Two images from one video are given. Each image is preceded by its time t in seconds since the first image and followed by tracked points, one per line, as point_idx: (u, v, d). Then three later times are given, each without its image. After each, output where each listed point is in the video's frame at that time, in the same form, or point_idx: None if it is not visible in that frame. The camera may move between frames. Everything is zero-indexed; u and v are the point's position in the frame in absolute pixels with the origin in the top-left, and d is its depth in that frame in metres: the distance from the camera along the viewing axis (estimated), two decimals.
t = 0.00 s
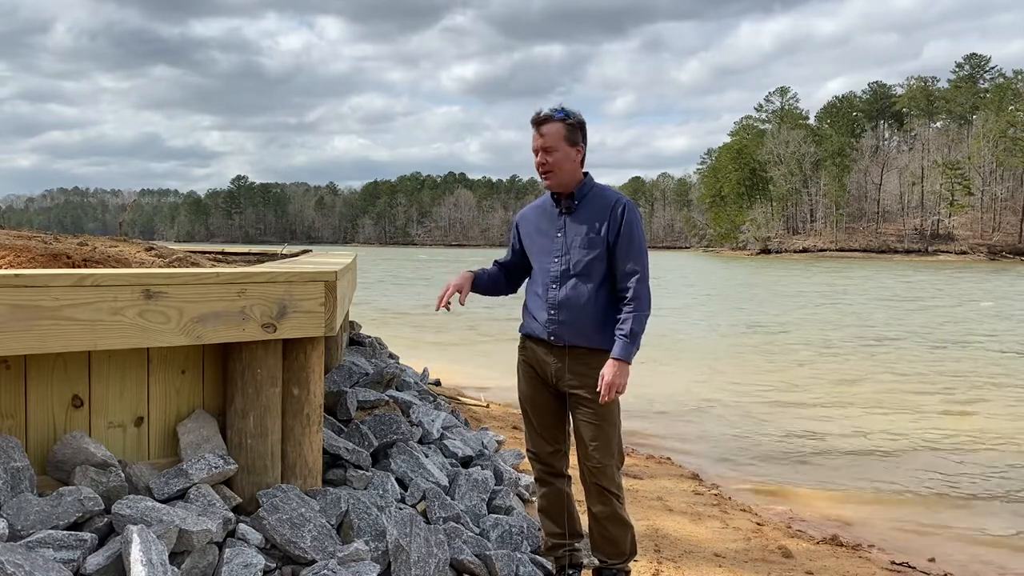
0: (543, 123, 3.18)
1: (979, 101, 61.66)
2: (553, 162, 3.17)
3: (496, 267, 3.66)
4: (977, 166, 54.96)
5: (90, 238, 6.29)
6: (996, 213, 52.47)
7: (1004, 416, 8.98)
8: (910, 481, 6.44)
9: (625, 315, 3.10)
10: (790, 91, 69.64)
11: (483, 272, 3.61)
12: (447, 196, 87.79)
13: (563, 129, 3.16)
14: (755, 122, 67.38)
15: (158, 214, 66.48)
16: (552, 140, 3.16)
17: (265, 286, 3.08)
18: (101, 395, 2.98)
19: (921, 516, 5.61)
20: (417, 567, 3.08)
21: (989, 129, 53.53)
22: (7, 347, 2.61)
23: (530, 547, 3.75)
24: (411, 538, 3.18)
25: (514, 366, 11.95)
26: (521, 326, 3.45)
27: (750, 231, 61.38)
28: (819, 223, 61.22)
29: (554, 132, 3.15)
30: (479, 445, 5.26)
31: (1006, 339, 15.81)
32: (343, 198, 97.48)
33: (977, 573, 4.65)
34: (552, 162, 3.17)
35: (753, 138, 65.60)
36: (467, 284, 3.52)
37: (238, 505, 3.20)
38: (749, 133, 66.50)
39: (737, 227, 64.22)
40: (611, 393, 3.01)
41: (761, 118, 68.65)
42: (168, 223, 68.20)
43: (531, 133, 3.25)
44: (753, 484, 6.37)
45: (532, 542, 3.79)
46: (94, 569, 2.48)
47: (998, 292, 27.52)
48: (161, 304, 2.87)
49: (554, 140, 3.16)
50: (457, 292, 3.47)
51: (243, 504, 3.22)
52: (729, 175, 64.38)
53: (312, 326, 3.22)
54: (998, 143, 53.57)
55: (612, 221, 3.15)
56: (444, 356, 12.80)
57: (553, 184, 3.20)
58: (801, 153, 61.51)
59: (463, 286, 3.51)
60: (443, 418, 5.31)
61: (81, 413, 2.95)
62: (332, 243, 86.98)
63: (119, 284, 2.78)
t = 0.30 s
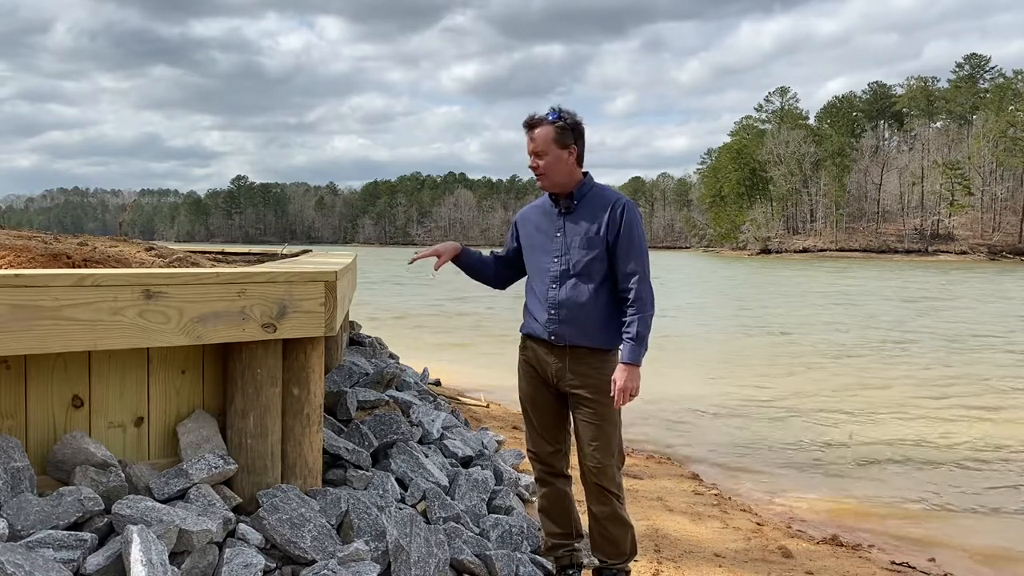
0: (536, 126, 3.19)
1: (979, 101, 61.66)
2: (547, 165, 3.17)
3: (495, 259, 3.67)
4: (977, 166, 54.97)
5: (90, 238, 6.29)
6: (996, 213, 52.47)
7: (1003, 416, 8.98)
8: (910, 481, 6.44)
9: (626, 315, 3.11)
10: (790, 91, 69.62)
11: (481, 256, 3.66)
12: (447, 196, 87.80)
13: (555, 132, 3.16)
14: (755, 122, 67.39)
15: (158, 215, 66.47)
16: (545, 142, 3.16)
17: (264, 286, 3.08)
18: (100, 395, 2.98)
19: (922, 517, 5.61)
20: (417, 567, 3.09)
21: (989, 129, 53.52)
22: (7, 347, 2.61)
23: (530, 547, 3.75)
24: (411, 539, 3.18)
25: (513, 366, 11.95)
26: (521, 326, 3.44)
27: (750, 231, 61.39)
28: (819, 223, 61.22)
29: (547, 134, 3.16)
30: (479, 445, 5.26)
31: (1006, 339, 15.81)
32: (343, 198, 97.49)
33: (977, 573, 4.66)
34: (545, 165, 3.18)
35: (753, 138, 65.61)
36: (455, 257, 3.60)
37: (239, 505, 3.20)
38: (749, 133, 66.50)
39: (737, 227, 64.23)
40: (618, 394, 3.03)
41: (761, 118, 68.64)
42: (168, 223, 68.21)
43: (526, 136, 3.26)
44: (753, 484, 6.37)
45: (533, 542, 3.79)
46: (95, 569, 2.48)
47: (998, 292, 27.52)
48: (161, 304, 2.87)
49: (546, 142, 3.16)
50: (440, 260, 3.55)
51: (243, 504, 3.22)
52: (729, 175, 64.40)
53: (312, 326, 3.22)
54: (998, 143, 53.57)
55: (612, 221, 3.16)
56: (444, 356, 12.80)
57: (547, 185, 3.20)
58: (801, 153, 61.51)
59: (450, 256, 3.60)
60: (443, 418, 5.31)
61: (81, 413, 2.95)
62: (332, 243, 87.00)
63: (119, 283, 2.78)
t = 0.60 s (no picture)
0: (550, 121, 3.18)
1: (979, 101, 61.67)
2: (562, 160, 3.18)
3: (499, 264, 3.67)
4: (977, 166, 54.98)
5: (90, 238, 6.29)
6: (996, 213, 52.48)
7: (1002, 417, 8.98)
8: (910, 481, 6.44)
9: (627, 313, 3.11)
10: (790, 91, 69.63)
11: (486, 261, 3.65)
12: (447, 196, 87.82)
13: (570, 128, 3.18)
14: (755, 122, 67.40)
15: (158, 214, 66.48)
16: (560, 138, 3.17)
17: (264, 286, 3.08)
18: (100, 395, 2.98)
19: (921, 516, 5.62)
20: (416, 567, 3.09)
21: (989, 129, 53.54)
22: (7, 347, 2.61)
23: (530, 547, 3.76)
24: (411, 539, 3.18)
25: (514, 366, 11.95)
26: (521, 327, 3.44)
27: (750, 231, 61.39)
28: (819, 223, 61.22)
29: (562, 130, 3.16)
30: (479, 445, 5.26)
31: (1006, 339, 15.81)
32: (343, 198, 97.50)
33: (977, 573, 4.66)
34: (560, 160, 3.18)
35: (753, 138, 65.62)
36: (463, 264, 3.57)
37: (239, 505, 3.20)
38: (749, 133, 66.48)
39: (737, 227, 64.23)
40: (618, 391, 3.02)
41: (761, 118, 68.64)
42: (168, 223, 68.23)
43: (535, 132, 3.24)
44: (753, 484, 6.37)
45: (532, 543, 3.79)
46: (94, 570, 2.48)
47: (997, 292, 27.54)
48: (161, 304, 2.87)
49: (562, 138, 3.16)
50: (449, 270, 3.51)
51: (243, 504, 3.22)
52: (729, 175, 64.39)
53: (312, 326, 3.22)
54: (998, 143, 53.56)
55: (613, 219, 3.16)
56: (443, 356, 12.81)
57: (558, 182, 3.20)
58: (801, 153, 61.51)
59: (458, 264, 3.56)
60: (443, 418, 5.31)
61: (81, 413, 2.95)
62: (332, 243, 87.00)
63: (119, 284, 2.78)
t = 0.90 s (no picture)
0: (554, 121, 3.17)
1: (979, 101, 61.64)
2: (566, 160, 3.18)
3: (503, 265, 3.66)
4: (977, 166, 54.96)
5: (91, 238, 6.29)
6: (996, 213, 52.48)
7: (1003, 416, 8.97)
8: (910, 481, 6.44)
9: (628, 313, 3.11)
10: (790, 91, 69.59)
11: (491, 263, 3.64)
12: (447, 196, 87.83)
13: (574, 127, 3.18)
14: (755, 122, 67.38)
15: (158, 214, 66.49)
16: (565, 138, 3.17)
17: (264, 286, 3.08)
18: (100, 395, 2.98)
19: (921, 516, 5.62)
20: (417, 568, 3.09)
21: (989, 129, 53.53)
22: (6, 346, 2.61)
23: (530, 547, 3.76)
24: (411, 539, 3.18)
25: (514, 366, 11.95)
26: (522, 327, 3.44)
27: (750, 231, 61.40)
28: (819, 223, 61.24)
29: (568, 130, 3.16)
30: (479, 445, 5.26)
31: (1006, 339, 15.79)
32: (343, 198, 97.50)
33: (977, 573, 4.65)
34: (565, 160, 3.18)
35: (753, 138, 65.62)
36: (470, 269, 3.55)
37: (239, 505, 3.20)
38: (749, 133, 66.49)
39: (737, 227, 64.26)
40: (618, 390, 3.02)
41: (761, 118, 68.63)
42: (168, 224, 68.25)
43: (538, 131, 3.23)
44: (753, 484, 6.37)
45: (533, 542, 3.79)
46: (94, 570, 2.48)
47: (998, 292, 27.53)
48: (161, 304, 2.87)
49: (567, 138, 3.16)
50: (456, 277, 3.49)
51: (243, 504, 3.22)
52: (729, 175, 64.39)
53: (312, 326, 3.22)
54: (998, 143, 53.55)
55: (615, 219, 3.16)
56: (443, 356, 12.82)
57: (561, 182, 3.20)
58: (801, 153, 61.50)
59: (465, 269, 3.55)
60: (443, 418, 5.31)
61: (81, 413, 2.94)
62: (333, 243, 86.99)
63: (119, 284, 2.78)
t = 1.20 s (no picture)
0: (554, 122, 3.16)
1: (979, 101, 61.64)
2: (566, 161, 3.18)
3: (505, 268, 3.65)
4: (977, 166, 54.98)
5: (91, 238, 6.29)
6: (996, 214, 52.48)
7: (1002, 416, 8.98)
8: (910, 481, 6.44)
9: (630, 314, 3.12)
10: (790, 91, 69.55)
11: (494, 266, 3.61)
12: (447, 196, 87.83)
13: (574, 127, 3.18)
14: (755, 122, 67.37)
15: (158, 214, 66.47)
16: (565, 139, 3.16)
17: (264, 286, 3.08)
18: (101, 395, 2.98)
19: (921, 516, 5.62)
20: (417, 567, 3.09)
21: (989, 129, 53.53)
22: (7, 346, 2.61)
23: (530, 547, 3.76)
24: (411, 539, 3.18)
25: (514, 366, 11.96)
26: (522, 328, 3.44)
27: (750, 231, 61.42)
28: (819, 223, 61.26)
29: (568, 130, 3.16)
30: (479, 445, 5.26)
31: (1006, 339, 15.81)
32: (343, 198, 97.53)
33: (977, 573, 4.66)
34: (565, 161, 3.18)
35: (753, 138, 65.62)
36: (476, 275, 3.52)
37: (239, 505, 3.20)
38: (749, 133, 66.48)
39: (737, 227, 64.29)
40: (619, 390, 3.02)
41: (761, 118, 68.60)
42: (168, 224, 68.22)
43: (538, 131, 3.22)
44: (753, 484, 6.38)
45: (532, 542, 3.79)
46: (94, 569, 2.48)
47: (998, 292, 27.53)
48: (161, 304, 2.87)
49: (567, 139, 3.16)
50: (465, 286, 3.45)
51: (243, 504, 3.22)
52: (729, 175, 64.40)
53: (312, 327, 3.22)
54: (998, 143, 53.58)
55: (616, 220, 3.16)
56: (443, 356, 12.84)
57: (561, 182, 3.20)
58: (801, 153, 61.47)
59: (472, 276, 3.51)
60: (443, 418, 5.31)
61: (81, 413, 2.95)
62: (333, 243, 86.97)
63: (119, 284, 2.78)
